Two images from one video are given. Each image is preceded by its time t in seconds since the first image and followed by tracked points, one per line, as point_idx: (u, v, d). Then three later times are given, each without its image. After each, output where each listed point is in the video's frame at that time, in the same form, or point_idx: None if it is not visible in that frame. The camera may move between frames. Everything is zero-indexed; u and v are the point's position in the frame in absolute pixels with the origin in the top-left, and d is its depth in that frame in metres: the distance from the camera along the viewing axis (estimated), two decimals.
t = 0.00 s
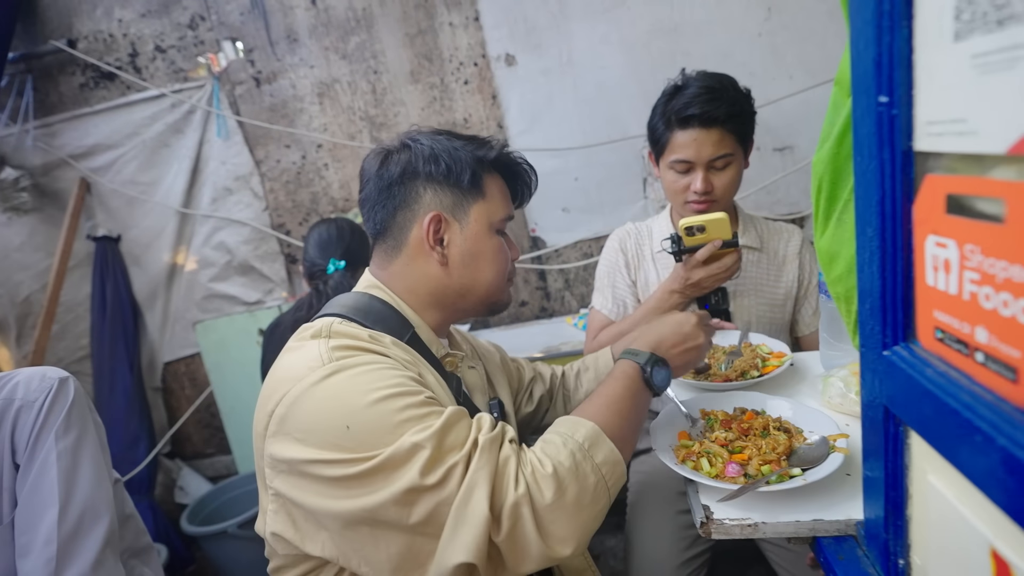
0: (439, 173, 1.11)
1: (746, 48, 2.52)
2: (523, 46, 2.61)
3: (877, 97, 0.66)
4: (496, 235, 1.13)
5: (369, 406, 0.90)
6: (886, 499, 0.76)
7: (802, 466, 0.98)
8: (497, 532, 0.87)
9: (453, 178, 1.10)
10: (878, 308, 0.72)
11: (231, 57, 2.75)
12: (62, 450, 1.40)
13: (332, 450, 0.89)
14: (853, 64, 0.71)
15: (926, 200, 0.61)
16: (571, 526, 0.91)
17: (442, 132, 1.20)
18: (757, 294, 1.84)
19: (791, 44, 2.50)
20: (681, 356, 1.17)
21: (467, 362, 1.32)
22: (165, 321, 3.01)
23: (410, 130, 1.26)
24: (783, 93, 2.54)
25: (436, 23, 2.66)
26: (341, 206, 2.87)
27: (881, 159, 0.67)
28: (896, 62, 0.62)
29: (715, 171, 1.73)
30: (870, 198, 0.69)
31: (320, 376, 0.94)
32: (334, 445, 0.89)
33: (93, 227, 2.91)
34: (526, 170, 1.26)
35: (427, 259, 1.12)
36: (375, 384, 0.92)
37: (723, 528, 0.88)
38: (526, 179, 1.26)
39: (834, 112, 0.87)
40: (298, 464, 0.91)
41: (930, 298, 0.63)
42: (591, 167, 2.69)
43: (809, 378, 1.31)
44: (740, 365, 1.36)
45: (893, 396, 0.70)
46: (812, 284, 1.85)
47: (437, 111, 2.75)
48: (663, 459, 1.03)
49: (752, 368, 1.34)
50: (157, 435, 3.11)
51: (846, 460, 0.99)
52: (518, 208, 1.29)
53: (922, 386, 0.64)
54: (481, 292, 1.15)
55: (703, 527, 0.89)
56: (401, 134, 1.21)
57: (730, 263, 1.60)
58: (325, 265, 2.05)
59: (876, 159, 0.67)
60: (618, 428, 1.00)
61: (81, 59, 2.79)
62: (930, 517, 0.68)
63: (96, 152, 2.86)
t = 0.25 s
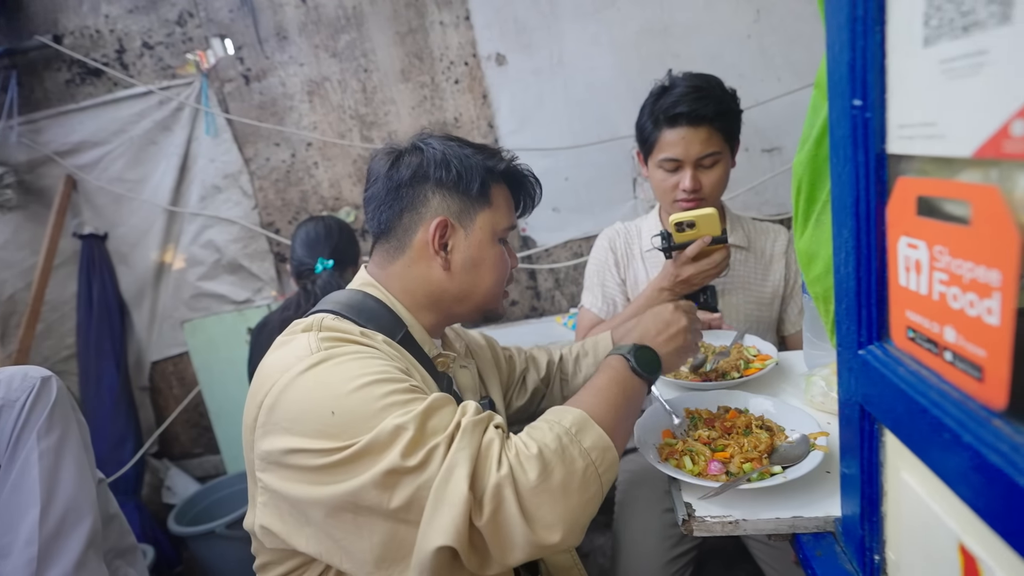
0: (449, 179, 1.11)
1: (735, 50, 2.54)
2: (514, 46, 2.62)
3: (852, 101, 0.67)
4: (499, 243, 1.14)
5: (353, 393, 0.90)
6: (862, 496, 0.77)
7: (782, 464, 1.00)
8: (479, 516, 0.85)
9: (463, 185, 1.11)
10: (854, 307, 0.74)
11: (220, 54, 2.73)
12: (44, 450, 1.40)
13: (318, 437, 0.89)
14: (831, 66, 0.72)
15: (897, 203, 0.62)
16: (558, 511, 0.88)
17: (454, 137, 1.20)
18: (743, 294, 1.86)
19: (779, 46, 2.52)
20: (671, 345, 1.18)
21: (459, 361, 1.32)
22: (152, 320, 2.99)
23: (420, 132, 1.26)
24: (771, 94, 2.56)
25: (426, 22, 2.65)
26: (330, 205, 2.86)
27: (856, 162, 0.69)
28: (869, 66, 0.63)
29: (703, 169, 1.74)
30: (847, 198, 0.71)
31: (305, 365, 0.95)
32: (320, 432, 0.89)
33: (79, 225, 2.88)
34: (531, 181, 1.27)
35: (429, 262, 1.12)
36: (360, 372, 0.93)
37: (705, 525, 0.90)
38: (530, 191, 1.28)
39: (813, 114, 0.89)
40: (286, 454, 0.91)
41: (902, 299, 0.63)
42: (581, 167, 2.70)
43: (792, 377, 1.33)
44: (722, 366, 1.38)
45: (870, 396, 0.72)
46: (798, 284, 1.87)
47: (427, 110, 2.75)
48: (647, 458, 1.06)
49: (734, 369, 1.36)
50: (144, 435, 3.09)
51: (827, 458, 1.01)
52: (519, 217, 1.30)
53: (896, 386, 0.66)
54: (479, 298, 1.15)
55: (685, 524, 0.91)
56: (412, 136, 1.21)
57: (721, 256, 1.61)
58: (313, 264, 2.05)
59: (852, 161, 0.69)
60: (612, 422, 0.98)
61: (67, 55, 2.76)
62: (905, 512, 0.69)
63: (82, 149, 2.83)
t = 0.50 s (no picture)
0: (439, 172, 1.10)
1: (725, 50, 2.56)
2: (506, 45, 2.61)
3: (834, 101, 0.64)
4: (490, 237, 1.14)
5: (339, 385, 0.90)
6: (845, 492, 0.78)
7: (768, 461, 1.00)
8: (464, 506, 0.84)
9: (453, 179, 1.10)
10: (835, 308, 0.72)
11: (209, 50, 2.71)
12: (27, 449, 1.38)
13: (307, 428, 0.89)
14: (812, 65, 0.69)
15: (879, 203, 0.61)
16: (547, 501, 0.86)
17: (443, 132, 1.20)
18: (733, 293, 1.87)
19: (769, 47, 2.54)
20: (670, 332, 1.18)
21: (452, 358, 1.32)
22: (140, 319, 2.96)
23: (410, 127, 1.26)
24: (761, 95, 2.58)
25: (418, 20, 2.64)
26: (321, 203, 2.85)
27: (838, 161, 0.66)
28: (850, 66, 0.61)
29: (693, 169, 1.75)
30: (829, 199, 0.69)
31: (294, 358, 0.95)
32: (309, 424, 0.89)
33: (65, 222, 2.85)
34: (522, 175, 1.26)
35: (421, 256, 1.12)
36: (347, 365, 0.92)
37: (690, 522, 0.90)
38: (521, 187, 1.27)
39: (798, 114, 0.85)
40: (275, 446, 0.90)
41: (883, 296, 0.63)
42: (573, 166, 2.70)
43: (779, 376, 1.34)
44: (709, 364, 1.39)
45: (851, 392, 0.71)
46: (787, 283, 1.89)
47: (419, 109, 2.74)
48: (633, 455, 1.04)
49: (722, 368, 1.37)
50: (132, 435, 3.06)
51: (811, 455, 1.01)
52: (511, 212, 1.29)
53: (877, 383, 0.64)
54: (471, 293, 1.15)
55: (672, 521, 0.91)
56: (402, 131, 1.21)
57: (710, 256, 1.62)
58: (303, 262, 2.04)
59: (834, 161, 0.66)
60: (607, 416, 0.96)
61: (53, 50, 2.72)
62: (886, 508, 0.69)
63: (68, 145, 2.79)
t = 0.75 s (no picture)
0: (436, 171, 1.10)
1: (720, 50, 2.56)
2: (501, 44, 2.61)
3: (828, 102, 0.65)
4: (488, 237, 1.14)
5: (342, 387, 0.90)
6: (838, 490, 0.78)
7: (762, 460, 1.00)
8: (470, 509, 0.84)
9: (451, 177, 1.10)
10: (828, 308, 0.72)
11: (203, 47, 2.69)
12: (18, 449, 1.37)
13: (310, 431, 0.88)
14: (807, 66, 0.70)
15: (873, 204, 0.61)
16: (552, 503, 0.86)
17: (441, 129, 1.19)
18: (727, 292, 1.88)
19: (764, 47, 2.55)
20: (674, 337, 1.18)
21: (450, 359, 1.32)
22: (133, 317, 2.94)
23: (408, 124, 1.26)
24: (756, 95, 2.59)
25: (413, 18, 2.64)
26: (316, 201, 2.84)
27: (832, 162, 0.66)
28: (845, 67, 0.61)
29: (688, 169, 1.76)
30: (823, 199, 0.69)
31: (295, 361, 0.95)
32: (312, 426, 0.89)
33: (57, 220, 2.83)
34: (520, 173, 1.26)
35: (418, 256, 1.12)
36: (351, 366, 0.92)
37: (685, 521, 0.90)
38: (520, 185, 1.27)
39: (792, 115, 0.85)
40: (277, 450, 0.90)
41: (877, 297, 0.63)
42: (568, 165, 2.71)
43: (773, 375, 1.34)
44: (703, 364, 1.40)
45: (844, 391, 0.71)
46: (781, 283, 1.89)
47: (414, 107, 2.73)
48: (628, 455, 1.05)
49: (717, 368, 1.37)
50: (124, 434, 3.04)
51: (805, 454, 1.01)
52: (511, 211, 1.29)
53: (870, 383, 0.65)
54: (468, 292, 1.15)
55: (667, 520, 0.91)
56: (400, 128, 1.20)
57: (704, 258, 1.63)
58: (297, 261, 2.04)
59: (828, 162, 0.67)
60: (613, 419, 0.97)
61: (44, 46, 2.71)
62: (879, 507, 0.70)
63: (60, 143, 2.77)
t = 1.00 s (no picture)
0: (445, 177, 1.10)
1: (718, 51, 2.56)
2: (499, 43, 2.61)
3: (829, 103, 0.65)
4: (494, 244, 1.13)
5: (350, 381, 0.89)
6: (838, 491, 0.78)
7: (762, 460, 1.00)
8: (484, 493, 0.84)
9: (460, 184, 1.10)
10: (829, 308, 0.72)
11: (200, 45, 2.68)
12: (13, 450, 1.36)
13: (318, 425, 0.88)
14: (807, 67, 0.69)
15: (875, 204, 0.61)
16: (564, 486, 0.86)
17: (450, 134, 1.19)
18: (725, 292, 1.88)
19: (762, 48, 2.55)
20: (676, 335, 1.18)
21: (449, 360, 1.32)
22: (129, 316, 2.93)
23: (416, 126, 1.25)
24: (754, 95, 2.59)
25: (411, 17, 2.63)
26: (313, 200, 2.83)
27: (833, 163, 0.66)
28: (846, 68, 0.61)
29: (687, 169, 1.76)
30: (824, 199, 0.69)
31: (300, 358, 0.94)
32: (321, 420, 0.88)
33: (53, 218, 2.82)
34: (527, 179, 1.26)
35: (424, 261, 1.11)
36: (357, 361, 0.92)
37: (685, 521, 0.90)
38: (526, 192, 1.27)
39: (793, 116, 0.85)
40: (286, 444, 0.89)
41: (879, 298, 0.63)
42: (567, 165, 2.70)
43: (772, 375, 1.34)
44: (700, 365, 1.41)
45: (844, 392, 0.72)
46: (779, 283, 1.90)
47: (412, 106, 2.73)
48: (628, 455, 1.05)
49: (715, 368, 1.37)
50: (120, 433, 3.03)
51: (804, 454, 1.01)
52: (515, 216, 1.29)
53: (871, 384, 0.65)
54: (472, 299, 1.15)
55: (666, 520, 0.91)
56: (408, 131, 1.20)
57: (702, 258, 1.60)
58: (294, 261, 2.03)
59: (829, 163, 0.67)
60: (619, 407, 0.97)
61: (40, 44, 2.69)
62: (879, 507, 0.70)
63: (56, 141, 2.76)
